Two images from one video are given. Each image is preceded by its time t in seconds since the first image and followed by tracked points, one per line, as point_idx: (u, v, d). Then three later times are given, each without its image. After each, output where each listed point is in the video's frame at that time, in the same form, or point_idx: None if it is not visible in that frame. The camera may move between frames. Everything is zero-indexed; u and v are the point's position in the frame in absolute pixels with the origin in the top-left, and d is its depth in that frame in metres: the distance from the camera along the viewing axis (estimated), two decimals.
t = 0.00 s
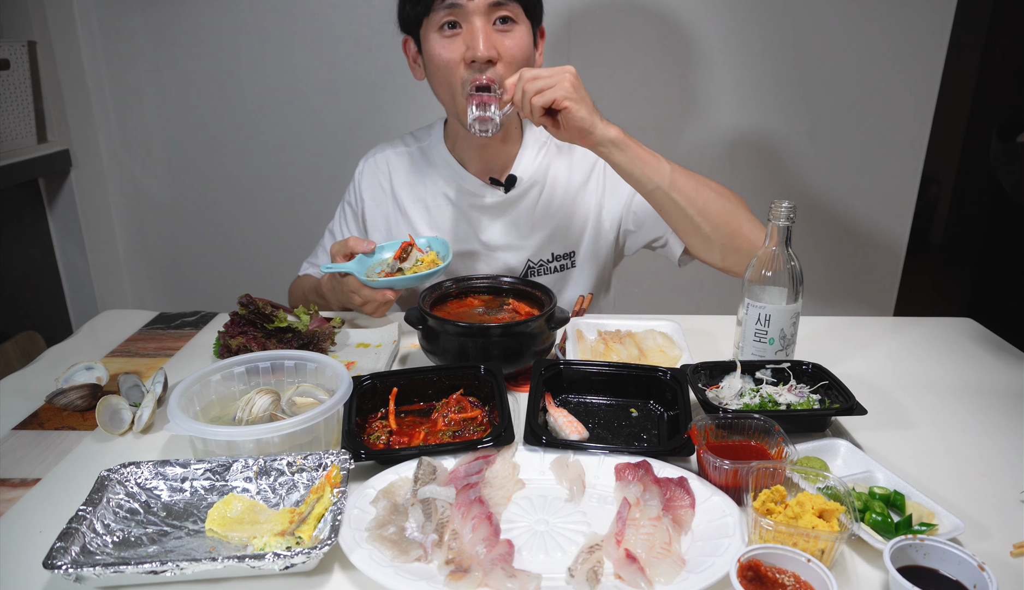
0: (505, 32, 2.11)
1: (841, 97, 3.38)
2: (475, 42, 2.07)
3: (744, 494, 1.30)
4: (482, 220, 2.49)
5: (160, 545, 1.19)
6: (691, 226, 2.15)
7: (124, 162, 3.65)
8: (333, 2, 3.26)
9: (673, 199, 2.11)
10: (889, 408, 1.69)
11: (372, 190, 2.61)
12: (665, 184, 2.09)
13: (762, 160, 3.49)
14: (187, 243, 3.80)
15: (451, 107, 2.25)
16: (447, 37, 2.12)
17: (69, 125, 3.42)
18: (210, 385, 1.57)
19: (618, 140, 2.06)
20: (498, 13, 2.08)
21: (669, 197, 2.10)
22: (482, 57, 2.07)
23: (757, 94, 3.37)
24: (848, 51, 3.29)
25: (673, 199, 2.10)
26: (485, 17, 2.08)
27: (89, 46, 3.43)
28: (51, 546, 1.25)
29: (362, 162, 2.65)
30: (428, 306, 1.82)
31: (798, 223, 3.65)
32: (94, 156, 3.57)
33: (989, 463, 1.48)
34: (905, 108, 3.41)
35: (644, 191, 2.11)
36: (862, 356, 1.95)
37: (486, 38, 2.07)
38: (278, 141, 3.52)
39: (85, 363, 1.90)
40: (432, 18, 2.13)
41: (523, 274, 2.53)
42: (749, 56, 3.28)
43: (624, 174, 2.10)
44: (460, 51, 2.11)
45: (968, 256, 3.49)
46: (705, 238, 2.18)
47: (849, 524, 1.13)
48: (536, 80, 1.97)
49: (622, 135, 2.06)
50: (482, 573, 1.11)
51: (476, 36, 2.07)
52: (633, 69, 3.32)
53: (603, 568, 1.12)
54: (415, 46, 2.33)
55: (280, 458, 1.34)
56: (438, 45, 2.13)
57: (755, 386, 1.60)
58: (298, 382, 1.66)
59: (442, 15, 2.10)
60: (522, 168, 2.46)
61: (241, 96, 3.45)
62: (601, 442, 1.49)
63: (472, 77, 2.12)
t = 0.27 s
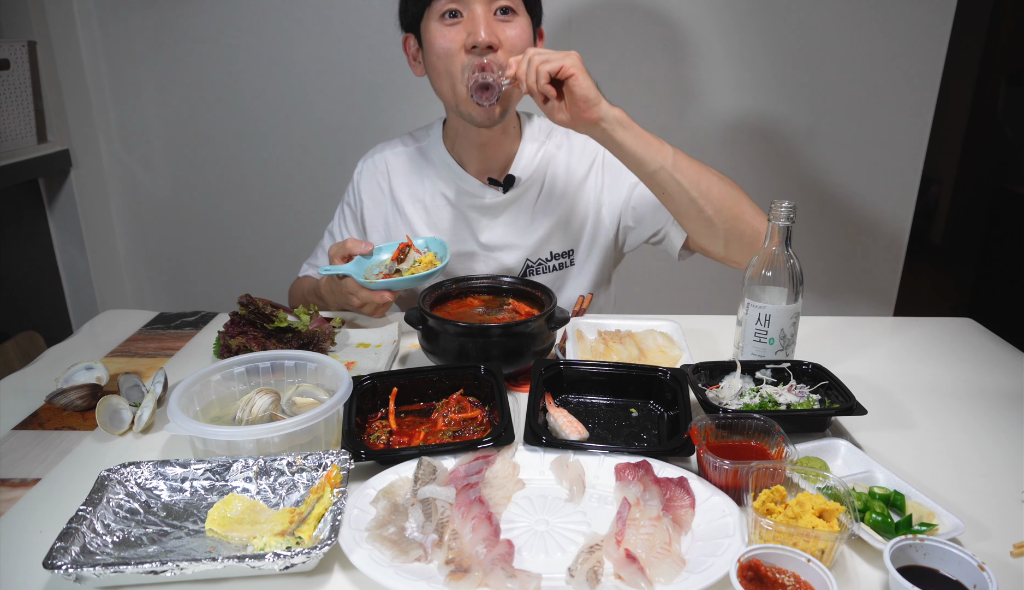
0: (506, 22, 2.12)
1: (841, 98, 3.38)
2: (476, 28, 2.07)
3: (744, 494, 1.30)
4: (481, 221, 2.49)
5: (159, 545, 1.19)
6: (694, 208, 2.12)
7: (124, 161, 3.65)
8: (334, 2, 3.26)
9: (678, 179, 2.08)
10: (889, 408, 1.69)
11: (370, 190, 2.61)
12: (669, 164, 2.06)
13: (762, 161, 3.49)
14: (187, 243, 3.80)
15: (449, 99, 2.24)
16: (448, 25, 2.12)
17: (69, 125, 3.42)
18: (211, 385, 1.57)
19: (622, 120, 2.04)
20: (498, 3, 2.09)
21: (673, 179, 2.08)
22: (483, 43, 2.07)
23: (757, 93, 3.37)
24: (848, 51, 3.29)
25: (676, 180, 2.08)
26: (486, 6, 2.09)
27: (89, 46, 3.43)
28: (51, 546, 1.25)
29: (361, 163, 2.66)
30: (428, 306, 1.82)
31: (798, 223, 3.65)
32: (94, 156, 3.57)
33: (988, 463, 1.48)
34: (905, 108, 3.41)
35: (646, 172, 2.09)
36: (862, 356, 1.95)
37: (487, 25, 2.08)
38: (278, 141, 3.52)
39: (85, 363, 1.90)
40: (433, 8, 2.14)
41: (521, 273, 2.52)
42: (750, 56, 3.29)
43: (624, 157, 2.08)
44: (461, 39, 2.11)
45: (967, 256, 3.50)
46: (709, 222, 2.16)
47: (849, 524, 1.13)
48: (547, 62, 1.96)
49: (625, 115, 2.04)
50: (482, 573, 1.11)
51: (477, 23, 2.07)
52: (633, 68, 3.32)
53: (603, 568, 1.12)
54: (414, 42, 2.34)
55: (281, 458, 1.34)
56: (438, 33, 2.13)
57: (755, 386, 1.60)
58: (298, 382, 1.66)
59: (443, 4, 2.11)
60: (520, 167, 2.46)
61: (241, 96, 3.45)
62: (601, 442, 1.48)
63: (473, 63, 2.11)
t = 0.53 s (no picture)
0: (506, 15, 2.15)
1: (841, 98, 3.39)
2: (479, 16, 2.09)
3: (744, 494, 1.30)
4: (479, 221, 2.49)
5: (159, 545, 1.19)
6: (697, 190, 2.09)
7: (124, 162, 3.65)
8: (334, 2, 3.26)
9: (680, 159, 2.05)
10: (889, 408, 1.69)
11: (368, 191, 2.61)
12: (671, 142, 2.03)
13: (762, 161, 3.49)
14: (187, 243, 3.80)
15: (448, 86, 2.23)
16: (450, 14, 2.14)
17: (69, 125, 3.42)
18: (211, 385, 1.57)
19: (624, 97, 2.01)
20: None
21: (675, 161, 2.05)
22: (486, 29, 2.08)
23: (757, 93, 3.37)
24: (848, 51, 3.29)
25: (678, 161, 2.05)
26: None
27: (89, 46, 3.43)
28: (51, 546, 1.25)
29: (359, 164, 2.66)
30: (428, 306, 1.83)
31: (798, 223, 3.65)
32: (94, 156, 3.57)
33: (988, 463, 1.48)
34: (905, 108, 3.41)
35: (648, 155, 2.05)
36: (862, 356, 1.95)
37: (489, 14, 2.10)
38: (278, 141, 3.52)
39: (85, 363, 1.90)
40: None
41: (520, 272, 2.52)
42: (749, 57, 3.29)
43: (624, 139, 2.05)
44: (463, 27, 2.13)
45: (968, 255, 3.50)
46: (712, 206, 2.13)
47: (849, 524, 1.13)
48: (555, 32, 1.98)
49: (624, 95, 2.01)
50: (482, 573, 1.11)
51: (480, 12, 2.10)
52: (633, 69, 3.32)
53: (603, 567, 1.12)
54: (413, 38, 2.35)
55: (281, 458, 1.34)
56: (440, 22, 2.14)
57: (755, 386, 1.60)
58: (298, 382, 1.66)
59: None
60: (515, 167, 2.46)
61: (241, 96, 3.45)
62: (601, 442, 1.48)
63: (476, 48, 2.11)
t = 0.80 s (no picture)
0: (505, 14, 2.15)
1: (841, 98, 3.39)
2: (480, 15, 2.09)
3: (744, 494, 1.30)
4: (478, 221, 2.49)
5: (160, 545, 1.19)
6: (696, 192, 2.09)
7: (124, 162, 3.65)
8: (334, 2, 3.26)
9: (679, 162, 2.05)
10: (889, 408, 1.69)
11: (367, 192, 2.61)
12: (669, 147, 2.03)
13: (762, 161, 3.49)
14: (187, 243, 3.80)
15: (449, 84, 2.22)
16: (450, 13, 2.14)
17: (69, 125, 3.42)
18: (211, 385, 1.57)
19: (622, 100, 2.00)
20: None
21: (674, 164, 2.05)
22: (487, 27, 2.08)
23: (756, 93, 3.37)
24: (848, 51, 3.30)
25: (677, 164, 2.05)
26: None
27: (89, 47, 3.43)
28: (51, 546, 1.25)
29: (358, 165, 2.67)
30: (428, 306, 1.83)
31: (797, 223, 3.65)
32: (94, 156, 3.57)
33: (988, 463, 1.48)
34: (905, 108, 3.41)
35: (646, 157, 2.05)
36: (862, 356, 1.95)
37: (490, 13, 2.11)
38: (278, 141, 3.52)
39: (85, 363, 1.90)
40: None
41: (519, 272, 2.52)
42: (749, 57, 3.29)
43: (622, 141, 2.05)
44: (464, 26, 2.13)
45: (967, 256, 3.47)
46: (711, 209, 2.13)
47: (850, 524, 1.13)
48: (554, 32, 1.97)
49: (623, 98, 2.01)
50: (482, 573, 1.11)
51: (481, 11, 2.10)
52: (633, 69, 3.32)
53: (603, 567, 1.12)
54: (413, 38, 2.34)
55: (281, 458, 1.34)
56: (441, 20, 2.14)
57: (755, 386, 1.60)
58: (298, 382, 1.66)
59: None
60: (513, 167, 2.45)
61: (241, 97, 3.45)
62: (601, 442, 1.48)
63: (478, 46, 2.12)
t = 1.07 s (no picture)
0: (525, 55, 2.06)
1: (841, 98, 3.39)
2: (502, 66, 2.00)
3: (744, 494, 1.30)
4: (476, 222, 2.49)
5: (160, 545, 1.19)
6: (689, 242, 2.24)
7: (124, 162, 3.65)
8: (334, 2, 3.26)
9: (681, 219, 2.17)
10: (889, 408, 1.69)
11: (366, 193, 2.59)
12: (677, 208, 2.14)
13: (763, 161, 3.49)
14: (187, 243, 3.80)
15: (463, 117, 2.18)
16: (468, 55, 2.03)
17: (69, 125, 3.42)
18: (211, 385, 1.57)
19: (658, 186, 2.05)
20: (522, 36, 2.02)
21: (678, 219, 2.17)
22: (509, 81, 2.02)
23: (757, 93, 3.37)
24: (848, 51, 3.29)
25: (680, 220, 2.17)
26: (510, 39, 2.01)
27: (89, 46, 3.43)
28: (51, 546, 1.25)
29: (357, 166, 2.65)
30: (428, 306, 1.83)
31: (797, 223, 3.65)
32: (94, 156, 3.57)
33: (988, 463, 1.48)
34: (905, 108, 3.41)
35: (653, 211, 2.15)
36: (862, 356, 1.95)
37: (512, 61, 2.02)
38: (278, 141, 3.52)
39: (85, 363, 1.90)
40: (453, 34, 2.02)
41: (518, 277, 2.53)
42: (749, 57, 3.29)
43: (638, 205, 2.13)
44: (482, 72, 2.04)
45: (967, 257, 3.48)
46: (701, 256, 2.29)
47: (850, 524, 1.13)
48: (603, 118, 1.83)
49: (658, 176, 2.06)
50: (482, 573, 1.11)
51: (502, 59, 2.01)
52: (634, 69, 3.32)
53: (603, 567, 1.12)
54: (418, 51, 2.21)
55: (281, 458, 1.34)
56: (459, 64, 2.04)
57: (755, 386, 1.60)
58: (298, 382, 1.66)
59: (465, 35, 2.00)
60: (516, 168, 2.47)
61: (240, 96, 3.45)
62: (601, 442, 1.48)
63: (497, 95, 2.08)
